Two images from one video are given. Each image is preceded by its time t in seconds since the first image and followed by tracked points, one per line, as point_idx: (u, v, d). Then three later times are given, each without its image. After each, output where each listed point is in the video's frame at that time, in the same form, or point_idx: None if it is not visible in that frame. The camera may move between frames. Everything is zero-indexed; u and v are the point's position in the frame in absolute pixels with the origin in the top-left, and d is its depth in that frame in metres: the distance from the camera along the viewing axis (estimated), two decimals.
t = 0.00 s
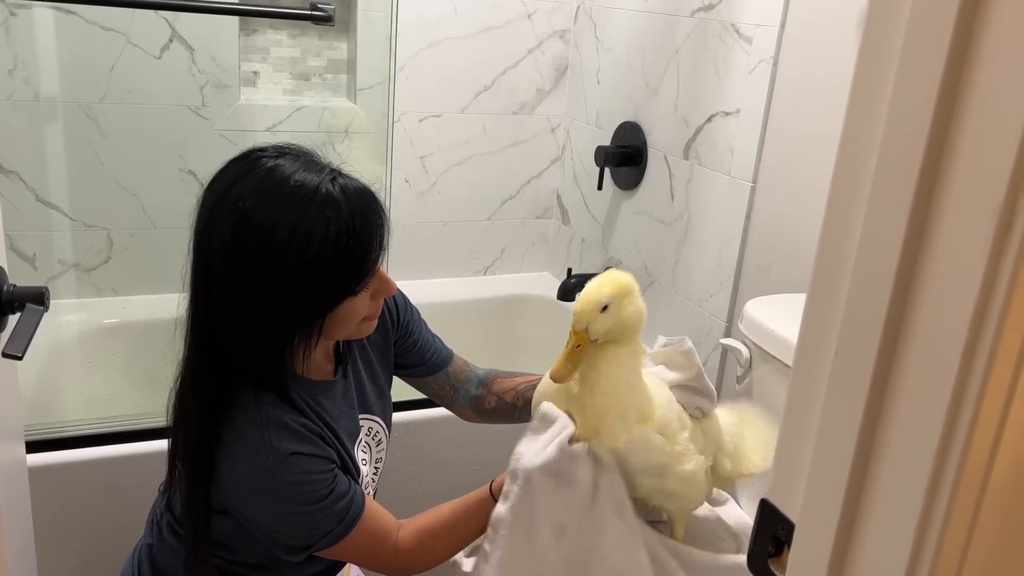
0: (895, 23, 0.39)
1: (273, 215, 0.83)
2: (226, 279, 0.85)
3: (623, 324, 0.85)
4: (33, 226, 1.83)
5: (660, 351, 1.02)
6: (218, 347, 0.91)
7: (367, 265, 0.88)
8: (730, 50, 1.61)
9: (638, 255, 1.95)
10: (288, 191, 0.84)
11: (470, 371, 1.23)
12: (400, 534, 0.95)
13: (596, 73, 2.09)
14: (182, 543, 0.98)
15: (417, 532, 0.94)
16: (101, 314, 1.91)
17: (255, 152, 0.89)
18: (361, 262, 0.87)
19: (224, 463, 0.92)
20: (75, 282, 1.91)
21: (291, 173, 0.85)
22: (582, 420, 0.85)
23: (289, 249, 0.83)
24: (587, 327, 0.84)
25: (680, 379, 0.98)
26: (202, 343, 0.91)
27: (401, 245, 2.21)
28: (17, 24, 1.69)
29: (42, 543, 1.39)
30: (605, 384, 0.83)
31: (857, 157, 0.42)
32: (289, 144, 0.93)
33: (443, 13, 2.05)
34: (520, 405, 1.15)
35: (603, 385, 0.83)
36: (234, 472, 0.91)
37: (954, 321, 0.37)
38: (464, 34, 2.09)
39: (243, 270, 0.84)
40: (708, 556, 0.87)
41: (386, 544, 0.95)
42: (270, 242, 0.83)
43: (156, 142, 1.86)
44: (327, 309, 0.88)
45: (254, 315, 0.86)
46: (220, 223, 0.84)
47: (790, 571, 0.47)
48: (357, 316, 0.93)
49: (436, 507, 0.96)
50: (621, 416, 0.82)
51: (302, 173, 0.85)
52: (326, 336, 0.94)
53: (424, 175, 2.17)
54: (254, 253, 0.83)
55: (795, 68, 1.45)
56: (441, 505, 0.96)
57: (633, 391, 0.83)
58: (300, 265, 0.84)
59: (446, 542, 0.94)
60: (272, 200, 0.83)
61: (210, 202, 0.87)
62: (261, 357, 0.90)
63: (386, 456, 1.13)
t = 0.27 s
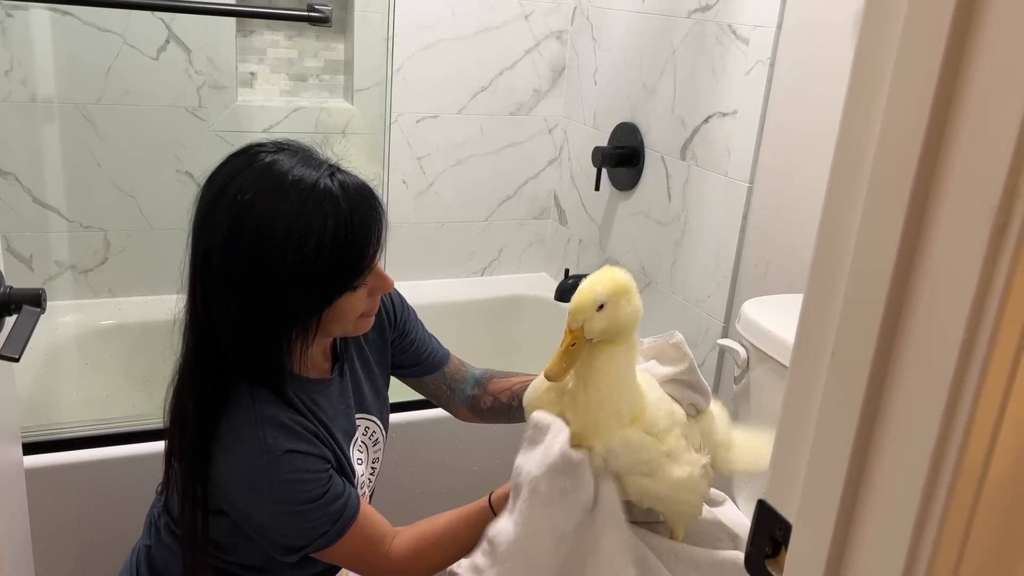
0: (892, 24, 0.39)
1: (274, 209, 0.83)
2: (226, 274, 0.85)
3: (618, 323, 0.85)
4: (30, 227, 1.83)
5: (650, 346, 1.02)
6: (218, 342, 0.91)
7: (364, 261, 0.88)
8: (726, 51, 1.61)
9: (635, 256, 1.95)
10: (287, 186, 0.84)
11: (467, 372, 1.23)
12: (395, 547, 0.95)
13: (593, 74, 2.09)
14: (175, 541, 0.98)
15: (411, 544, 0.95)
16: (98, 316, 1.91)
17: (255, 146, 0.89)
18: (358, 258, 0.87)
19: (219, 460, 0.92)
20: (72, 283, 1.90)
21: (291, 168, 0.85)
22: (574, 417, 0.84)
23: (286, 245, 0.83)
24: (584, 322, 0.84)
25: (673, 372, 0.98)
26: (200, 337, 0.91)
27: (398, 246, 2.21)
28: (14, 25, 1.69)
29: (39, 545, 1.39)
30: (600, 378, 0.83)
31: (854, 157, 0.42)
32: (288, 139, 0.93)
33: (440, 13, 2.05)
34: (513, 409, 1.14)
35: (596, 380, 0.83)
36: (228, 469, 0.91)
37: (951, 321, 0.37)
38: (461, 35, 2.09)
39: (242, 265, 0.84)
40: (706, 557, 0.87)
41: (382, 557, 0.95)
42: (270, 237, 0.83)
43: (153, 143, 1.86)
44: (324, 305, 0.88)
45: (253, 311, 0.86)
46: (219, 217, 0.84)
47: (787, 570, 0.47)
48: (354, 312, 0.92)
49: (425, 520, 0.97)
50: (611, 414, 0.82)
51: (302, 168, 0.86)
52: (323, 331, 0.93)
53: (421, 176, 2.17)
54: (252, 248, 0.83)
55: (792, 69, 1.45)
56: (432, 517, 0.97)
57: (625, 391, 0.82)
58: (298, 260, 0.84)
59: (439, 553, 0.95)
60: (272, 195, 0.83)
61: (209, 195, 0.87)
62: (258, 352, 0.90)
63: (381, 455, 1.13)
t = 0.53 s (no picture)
0: (887, 25, 0.39)
1: (264, 188, 0.83)
2: (214, 253, 0.85)
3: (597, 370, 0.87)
4: (26, 227, 1.83)
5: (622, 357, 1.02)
6: (204, 327, 0.90)
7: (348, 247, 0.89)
8: (723, 51, 1.61)
9: (633, 256, 1.96)
10: (278, 166, 0.84)
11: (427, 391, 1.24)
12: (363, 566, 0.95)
13: (591, 74, 2.10)
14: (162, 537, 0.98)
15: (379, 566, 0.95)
16: (94, 316, 1.91)
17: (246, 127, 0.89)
18: (344, 244, 0.88)
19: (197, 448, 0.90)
20: (69, 284, 1.90)
21: (282, 149, 0.85)
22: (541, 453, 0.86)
23: (276, 225, 0.83)
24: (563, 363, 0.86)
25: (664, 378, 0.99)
26: (187, 321, 0.90)
27: (396, 246, 2.21)
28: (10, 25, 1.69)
29: (37, 546, 1.39)
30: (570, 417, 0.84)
31: (849, 159, 0.42)
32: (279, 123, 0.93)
33: (438, 14, 2.05)
34: (467, 426, 1.16)
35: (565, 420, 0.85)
36: (206, 458, 0.90)
37: (946, 322, 0.38)
38: (459, 36, 2.09)
39: (229, 246, 0.84)
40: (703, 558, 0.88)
41: None
42: (260, 215, 0.83)
43: (149, 144, 1.86)
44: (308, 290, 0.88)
45: (238, 294, 0.86)
46: (209, 195, 0.84)
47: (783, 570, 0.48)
48: (341, 297, 0.92)
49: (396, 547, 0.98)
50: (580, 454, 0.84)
51: (294, 150, 0.86)
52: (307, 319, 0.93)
53: (419, 176, 2.17)
54: (241, 226, 0.83)
55: (789, 69, 1.45)
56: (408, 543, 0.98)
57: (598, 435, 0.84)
58: (287, 241, 0.83)
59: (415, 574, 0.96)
60: (263, 174, 0.83)
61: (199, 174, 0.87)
62: (243, 337, 0.89)
63: (370, 458, 1.11)
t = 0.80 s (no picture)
0: (881, 27, 0.40)
1: (247, 166, 0.83)
2: (193, 227, 0.83)
3: (563, 427, 0.96)
4: (24, 228, 1.83)
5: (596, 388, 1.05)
6: (176, 306, 0.88)
7: (325, 229, 0.88)
8: (720, 51, 1.61)
9: (630, 256, 1.96)
10: (262, 144, 0.83)
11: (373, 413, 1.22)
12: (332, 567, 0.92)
13: (588, 74, 2.10)
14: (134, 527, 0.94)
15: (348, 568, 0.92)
16: (92, 317, 1.90)
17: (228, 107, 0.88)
18: (322, 225, 0.87)
19: (163, 431, 0.87)
20: (66, 285, 1.90)
21: (265, 128, 0.85)
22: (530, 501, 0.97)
23: (257, 201, 0.82)
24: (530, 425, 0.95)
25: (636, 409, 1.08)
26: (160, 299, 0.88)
27: (394, 246, 2.21)
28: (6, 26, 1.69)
29: (34, 547, 1.39)
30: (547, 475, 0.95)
31: (844, 162, 0.42)
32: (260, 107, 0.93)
33: (435, 14, 2.05)
34: (395, 457, 1.18)
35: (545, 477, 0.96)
36: (172, 441, 0.86)
37: (941, 323, 0.38)
38: (456, 36, 2.09)
39: (207, 221, 0.83)
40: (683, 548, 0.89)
41: None
42: (242, 192, 0.82)
43: (147, 145, 1.85)
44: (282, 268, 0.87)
45: (213, 272, 0.85)
46: (188, 170, 0.83)
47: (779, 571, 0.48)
48: (315, 279, 0.91)
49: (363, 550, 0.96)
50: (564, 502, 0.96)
51: (278, 130, 0.85)
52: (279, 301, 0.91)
53: (416, 176, 2.17)
54: (221, 203, 0.82)
55: (786, 69, 1.46)
56: (378, 544, 0.96)
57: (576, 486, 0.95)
58: (267, 217, 0.83)
59: None
60: (246, 151, 0.83)
61: (179, 150, 0.86)
62: (217, 318, 0.87)
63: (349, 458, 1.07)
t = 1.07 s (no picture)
0: (878, 26, 0.40)
1: (244, 151, 0.83)
2: (188, 212, 0.83)
3: (600, 370, 0.90)
4: (22, 228, 1.83)
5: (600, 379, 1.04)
6: (169, 293, 0.88)
7: (320, 215, 0.88)
8: (718, 51, 1.61)
9: (629, 256, 1.96)
10: (258, 130, 0.83)
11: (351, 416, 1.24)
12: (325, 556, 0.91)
13: (586, 74, 2.10)
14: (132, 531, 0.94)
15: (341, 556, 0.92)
16: (90, 318, 1.90)
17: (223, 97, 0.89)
18: (317, 211, 0.87)
19: (156, 416, 0.86)
20: (64, 286, 1.90)
21: (261, 116, 0.85)
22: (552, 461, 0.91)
23: (253, 185, 0.82)
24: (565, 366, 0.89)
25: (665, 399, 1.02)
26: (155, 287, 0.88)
27: (392, 246, 2.21)
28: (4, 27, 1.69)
29: (32, 548, 1.39)
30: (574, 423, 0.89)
31: (841, 162, 0.42)
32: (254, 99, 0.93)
33: (433, 14, 2.05)
34: (365, 459, 1.17)
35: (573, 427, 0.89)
36: (166, 425, 0.86)
37: (939, 321, 0.38)
38: (454, 36, 2.09)
39: (202, 205, 0.83)
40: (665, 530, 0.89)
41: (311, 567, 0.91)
42: (240, 177, 0.82)
43: (144, 145, 1.85)
44: (275, 255, 0.87)
45: (206, 257, 0.84)
46: (185, 155, 0.83)
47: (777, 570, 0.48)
48: (309, 267, 0.91)
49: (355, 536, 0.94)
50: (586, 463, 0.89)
51: (273, 117, 0.85)
52: (270, 288, 0.91)
53: (415, 176, 2.17)
54: (219, 188, 0.82)
55: (783, 69, 1.46)
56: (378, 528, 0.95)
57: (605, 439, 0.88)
58: (264, 202, 0.83)
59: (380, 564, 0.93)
60: (244, 138, 0.83)
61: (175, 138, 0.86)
62: (210, 304, 0.87)
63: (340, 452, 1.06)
